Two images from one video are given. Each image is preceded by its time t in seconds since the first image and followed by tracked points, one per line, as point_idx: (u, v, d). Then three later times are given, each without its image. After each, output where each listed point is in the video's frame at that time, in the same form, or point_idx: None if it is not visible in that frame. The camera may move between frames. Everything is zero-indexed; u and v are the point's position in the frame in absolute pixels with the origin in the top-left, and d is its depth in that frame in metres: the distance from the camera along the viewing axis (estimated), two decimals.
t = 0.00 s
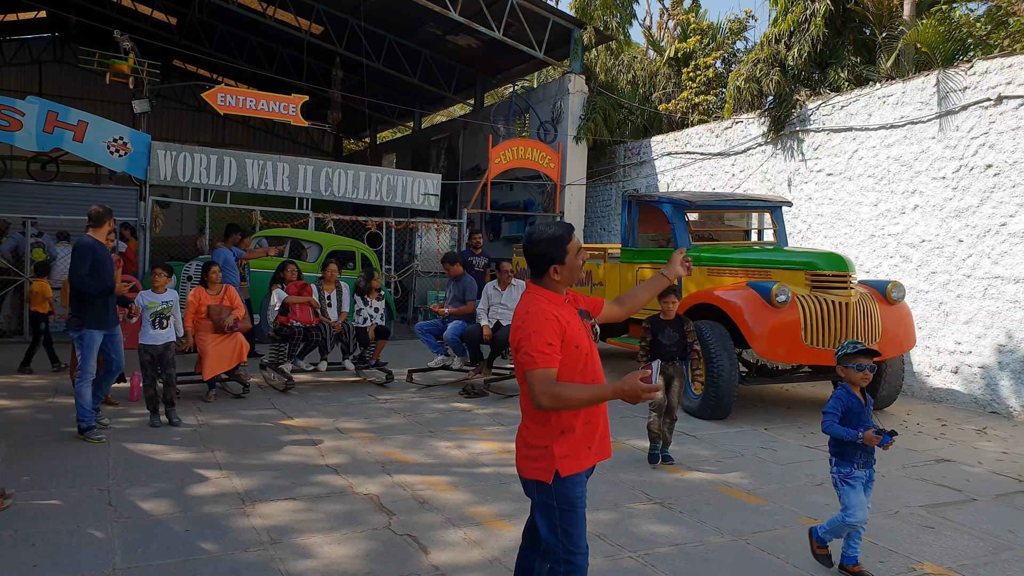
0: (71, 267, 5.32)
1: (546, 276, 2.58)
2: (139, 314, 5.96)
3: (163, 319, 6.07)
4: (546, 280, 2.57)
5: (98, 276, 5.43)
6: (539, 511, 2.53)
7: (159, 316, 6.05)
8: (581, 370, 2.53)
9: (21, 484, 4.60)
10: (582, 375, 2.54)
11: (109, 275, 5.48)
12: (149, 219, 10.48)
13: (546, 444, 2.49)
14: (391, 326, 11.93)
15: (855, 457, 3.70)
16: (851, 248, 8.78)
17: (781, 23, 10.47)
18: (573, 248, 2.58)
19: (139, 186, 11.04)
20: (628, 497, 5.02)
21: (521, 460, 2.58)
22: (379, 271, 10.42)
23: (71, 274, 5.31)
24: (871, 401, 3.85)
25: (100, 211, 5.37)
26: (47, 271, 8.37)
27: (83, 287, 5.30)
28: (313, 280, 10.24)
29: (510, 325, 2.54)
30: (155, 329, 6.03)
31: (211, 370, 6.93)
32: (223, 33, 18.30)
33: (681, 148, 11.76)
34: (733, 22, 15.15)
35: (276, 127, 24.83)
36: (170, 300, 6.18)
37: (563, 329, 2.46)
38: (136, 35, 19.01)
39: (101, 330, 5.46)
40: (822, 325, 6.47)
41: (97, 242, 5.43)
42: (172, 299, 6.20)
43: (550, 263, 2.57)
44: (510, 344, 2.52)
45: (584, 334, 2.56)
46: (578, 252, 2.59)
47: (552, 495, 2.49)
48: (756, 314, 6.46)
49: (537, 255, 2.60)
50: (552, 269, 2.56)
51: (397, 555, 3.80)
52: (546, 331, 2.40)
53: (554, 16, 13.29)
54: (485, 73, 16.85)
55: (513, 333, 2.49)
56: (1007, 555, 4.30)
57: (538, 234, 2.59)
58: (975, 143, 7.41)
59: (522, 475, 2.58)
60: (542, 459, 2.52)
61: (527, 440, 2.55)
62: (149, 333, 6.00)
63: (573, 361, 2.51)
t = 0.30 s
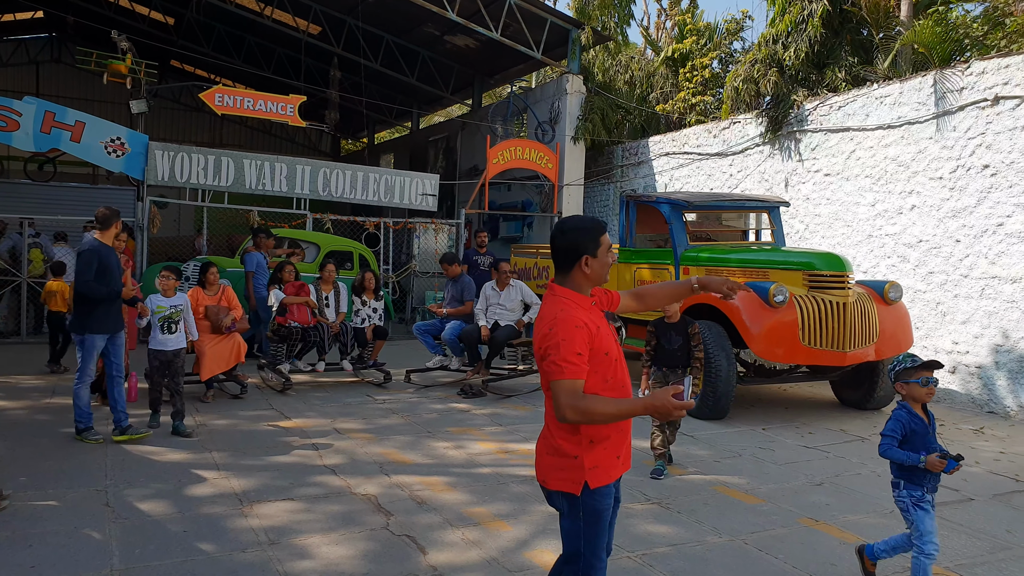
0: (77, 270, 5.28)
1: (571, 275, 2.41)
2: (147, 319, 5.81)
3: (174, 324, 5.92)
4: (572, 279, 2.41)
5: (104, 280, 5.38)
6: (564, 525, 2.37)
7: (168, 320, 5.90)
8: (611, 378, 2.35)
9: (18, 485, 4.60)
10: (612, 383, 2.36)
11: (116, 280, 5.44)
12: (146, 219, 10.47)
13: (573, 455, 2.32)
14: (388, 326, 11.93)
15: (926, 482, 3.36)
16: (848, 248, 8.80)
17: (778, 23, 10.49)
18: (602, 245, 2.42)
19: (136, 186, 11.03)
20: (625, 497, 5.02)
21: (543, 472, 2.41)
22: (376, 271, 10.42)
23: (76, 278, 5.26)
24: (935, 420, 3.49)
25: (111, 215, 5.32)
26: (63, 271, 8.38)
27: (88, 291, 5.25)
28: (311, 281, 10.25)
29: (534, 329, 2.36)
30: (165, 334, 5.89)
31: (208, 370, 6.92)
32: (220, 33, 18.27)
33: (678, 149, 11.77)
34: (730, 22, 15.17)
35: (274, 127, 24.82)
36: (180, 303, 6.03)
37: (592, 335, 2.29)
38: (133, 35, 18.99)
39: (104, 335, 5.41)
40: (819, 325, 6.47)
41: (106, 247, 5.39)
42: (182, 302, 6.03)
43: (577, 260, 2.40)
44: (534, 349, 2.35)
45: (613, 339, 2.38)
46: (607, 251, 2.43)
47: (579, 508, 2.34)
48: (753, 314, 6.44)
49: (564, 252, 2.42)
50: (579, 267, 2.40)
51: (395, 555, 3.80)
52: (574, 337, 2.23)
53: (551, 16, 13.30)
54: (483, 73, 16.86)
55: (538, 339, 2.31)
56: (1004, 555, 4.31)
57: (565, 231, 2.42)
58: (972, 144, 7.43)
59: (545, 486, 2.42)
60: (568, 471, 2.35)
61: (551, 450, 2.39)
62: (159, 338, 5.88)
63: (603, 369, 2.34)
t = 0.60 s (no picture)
0: (87, 271, 5.14)
1: (599, 273, 2.37)
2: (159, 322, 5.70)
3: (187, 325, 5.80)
4: (599, 278, 2.36)
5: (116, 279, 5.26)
6: (579, 534, 2.31)
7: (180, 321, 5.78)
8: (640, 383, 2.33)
9: (16, 486, 4.59)
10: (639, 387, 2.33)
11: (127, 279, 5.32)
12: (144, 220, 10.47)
13: (597, 461, 2.26)
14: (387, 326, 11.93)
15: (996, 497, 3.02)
16: (845, 248, 8.81)
17: (776, 24, 10.51)
18: (632, 246, 2.37)
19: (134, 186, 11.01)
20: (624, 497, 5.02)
21: (561, 478, 2.34)
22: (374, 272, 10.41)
23: (86, 279, 5.12)
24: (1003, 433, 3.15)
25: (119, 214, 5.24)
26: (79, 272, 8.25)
27: (102, 290, 5.12)
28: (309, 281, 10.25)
29: (565, 329, 2.30)
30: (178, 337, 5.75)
31: (206, 371, 6.86)
32: (218, 33, 18.26)
33: (677, 149, 11.77)
34: (727, 22, 15.16)
35: (272, 127, 24.81)
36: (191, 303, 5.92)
37: (629, 336, 2.25)
38: (131, 35, 18.97)
39: (120, 336, 5.27)
40: (818, 325, 6.48)
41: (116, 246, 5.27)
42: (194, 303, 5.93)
43: (604, 259, 2.36)
44: (565, 348, 2.29)
45: (641, 342, 2.37)
46: (636, 252, 2.38)
47: (595, 516, 2.28)
48: (751, 314, 6.44)
49: (592, 249, 2.38)
50: (606, 265, 2.35)
51: (394, 556, 3.80)
52: (614, 337, 2.19)
53: (549, 16, 13.31)
54: (481, 74, 16.85)
55: (572, 338, 2.25)
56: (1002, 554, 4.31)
57: (595, 226, 2.37)
58: (969, 144, 7.44)
59: (560, 491, 2.35)
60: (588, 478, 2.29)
61: (573, 455, 2.33)
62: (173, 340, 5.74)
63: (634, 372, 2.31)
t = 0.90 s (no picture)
0: (96, 271, 5.09)
1: (616, 273, 2.35)
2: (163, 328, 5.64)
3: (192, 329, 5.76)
4: (615, 279, 2.35)
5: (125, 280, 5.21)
6: (609, 540, 2.28)
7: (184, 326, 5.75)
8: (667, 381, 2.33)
9: (14, 487, 4.59)
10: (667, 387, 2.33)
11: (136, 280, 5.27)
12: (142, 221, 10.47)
13: (628, 463, 2.24)
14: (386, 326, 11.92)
15: None
16: (844, 248, 8.81)
17: (774, 23, 10.51)
18: (651, 248, 2.35)
19: (133, 187, 11.00)
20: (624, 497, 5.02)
21: (589, 483, 2.31)
22: (374, 272, 10.41)
23: (94, 279, 5.06)
24: None
25: (128, 215, 5.23)
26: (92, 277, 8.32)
27: (111, 291, 5.07)
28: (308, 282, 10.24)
29: (590, 330, 2.28)
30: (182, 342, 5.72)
31: (206, 372, 6.86)
32: (217, 33, 18.24)
33: (676, 149, 11.77)
34: (724, 22, 15.16)
35: (270, 127, 24.80)
36: (198, 308, 5.88)
37: (655, 334, 2.26)
38: (129, 36, 18.96)
39: (130, 336, 5.22)
40: (817, 325, 6.48)
41: (125, 247, 5.24)
42: (201, 308, 5.90)
43: (622, 260, 2.34)
44: (591, 350, 2.28)
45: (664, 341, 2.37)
46: (655, 255, 2.37)
47: (623, 520, 2.26)
48: (751, 314, 6.45)
49: (611, 251, 2.37)
50: (624, 266, 2.34)
51: (394, 556, 3.80)
52: (644, 334, 2.19)
53: (548, 16, 13.32)
54: (480, 74, 16.84)
55: (599, 338, 2.23)
56: (1001, 554, 4.32)
57: (615, 227, 2.36)
58: (968, 144, 7.44)
59: (588, 496, 2.32)
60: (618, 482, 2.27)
61: (601, 458, 2.30)
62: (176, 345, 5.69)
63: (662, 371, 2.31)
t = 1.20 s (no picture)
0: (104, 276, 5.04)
1: (633, 273, 2.36)
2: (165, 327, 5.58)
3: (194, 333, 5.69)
4: (634, 278, 2.35)
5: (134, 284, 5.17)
6: (639, 547, 2.23)
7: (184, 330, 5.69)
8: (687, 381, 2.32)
9: (13, 488, 4.58)
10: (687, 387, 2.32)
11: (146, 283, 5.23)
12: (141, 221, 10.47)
13: (652, 466, 2.21)
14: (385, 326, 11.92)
15: None
16: (843, 248, 8.82)
17: (773, 23, 10.51)
18: (669, 248, 2.36)
19: (132, 187, 11.00)
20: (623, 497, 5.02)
21: (616, 489, 2.26)
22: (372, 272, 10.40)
23: (103, 283, 5.03)
24: None
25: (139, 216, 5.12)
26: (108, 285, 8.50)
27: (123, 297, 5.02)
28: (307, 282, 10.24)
29: (613, 330, 2.27)
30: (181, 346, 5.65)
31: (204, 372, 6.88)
32: (215, 33, 18.21)
33: (675, 149, 11.77)
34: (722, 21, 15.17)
35: (269, 128, 24.79)
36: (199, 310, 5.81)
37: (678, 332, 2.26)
38: (128, 36, 18.95)
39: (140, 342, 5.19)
40: (816, 325, 6.48)
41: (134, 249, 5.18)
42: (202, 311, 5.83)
43: (638, 259, 2.35)
44: (613, 348, 2.27)
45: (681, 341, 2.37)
46: (673, 254, 2.37)
47: (655, 525, 2.22)
48: (749, 314, 6.46)
49: (627, 250, 2.37)
50: (641, 265, 2.34)
51: (394, 556, 3.80)
52: (670, 331, 2.19)
53: (546, 16, 13.32)
54: (478, 74, 16.84)
55: (625, 336, 2.23)
56: (1000, 553, 4.33)
57: (631, 227, 2.38)
58: (966, 143, 7.45)
59: (615, 503, 2.27)
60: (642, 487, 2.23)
61: (624, 462, 2.27)
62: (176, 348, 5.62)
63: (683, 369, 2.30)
